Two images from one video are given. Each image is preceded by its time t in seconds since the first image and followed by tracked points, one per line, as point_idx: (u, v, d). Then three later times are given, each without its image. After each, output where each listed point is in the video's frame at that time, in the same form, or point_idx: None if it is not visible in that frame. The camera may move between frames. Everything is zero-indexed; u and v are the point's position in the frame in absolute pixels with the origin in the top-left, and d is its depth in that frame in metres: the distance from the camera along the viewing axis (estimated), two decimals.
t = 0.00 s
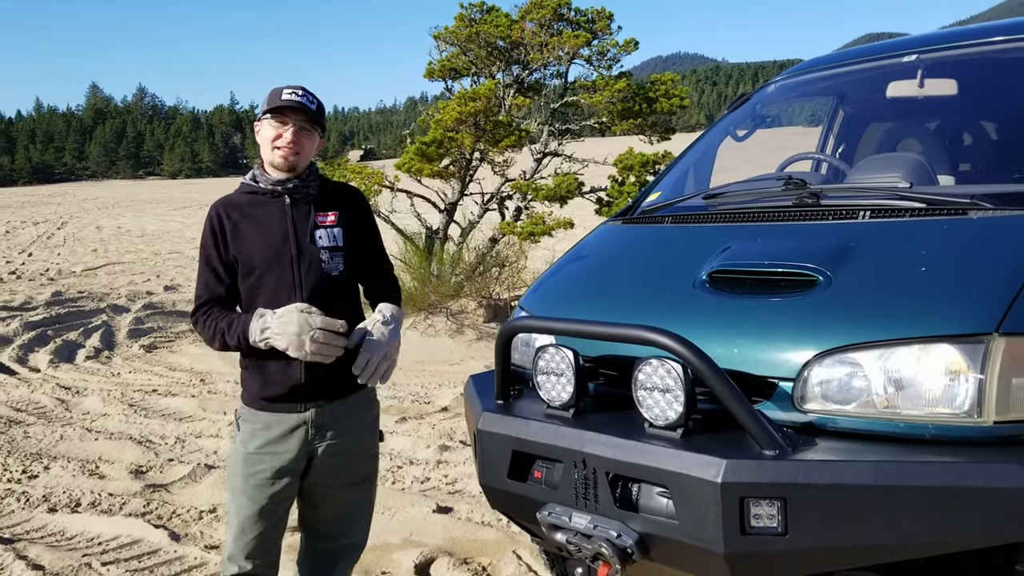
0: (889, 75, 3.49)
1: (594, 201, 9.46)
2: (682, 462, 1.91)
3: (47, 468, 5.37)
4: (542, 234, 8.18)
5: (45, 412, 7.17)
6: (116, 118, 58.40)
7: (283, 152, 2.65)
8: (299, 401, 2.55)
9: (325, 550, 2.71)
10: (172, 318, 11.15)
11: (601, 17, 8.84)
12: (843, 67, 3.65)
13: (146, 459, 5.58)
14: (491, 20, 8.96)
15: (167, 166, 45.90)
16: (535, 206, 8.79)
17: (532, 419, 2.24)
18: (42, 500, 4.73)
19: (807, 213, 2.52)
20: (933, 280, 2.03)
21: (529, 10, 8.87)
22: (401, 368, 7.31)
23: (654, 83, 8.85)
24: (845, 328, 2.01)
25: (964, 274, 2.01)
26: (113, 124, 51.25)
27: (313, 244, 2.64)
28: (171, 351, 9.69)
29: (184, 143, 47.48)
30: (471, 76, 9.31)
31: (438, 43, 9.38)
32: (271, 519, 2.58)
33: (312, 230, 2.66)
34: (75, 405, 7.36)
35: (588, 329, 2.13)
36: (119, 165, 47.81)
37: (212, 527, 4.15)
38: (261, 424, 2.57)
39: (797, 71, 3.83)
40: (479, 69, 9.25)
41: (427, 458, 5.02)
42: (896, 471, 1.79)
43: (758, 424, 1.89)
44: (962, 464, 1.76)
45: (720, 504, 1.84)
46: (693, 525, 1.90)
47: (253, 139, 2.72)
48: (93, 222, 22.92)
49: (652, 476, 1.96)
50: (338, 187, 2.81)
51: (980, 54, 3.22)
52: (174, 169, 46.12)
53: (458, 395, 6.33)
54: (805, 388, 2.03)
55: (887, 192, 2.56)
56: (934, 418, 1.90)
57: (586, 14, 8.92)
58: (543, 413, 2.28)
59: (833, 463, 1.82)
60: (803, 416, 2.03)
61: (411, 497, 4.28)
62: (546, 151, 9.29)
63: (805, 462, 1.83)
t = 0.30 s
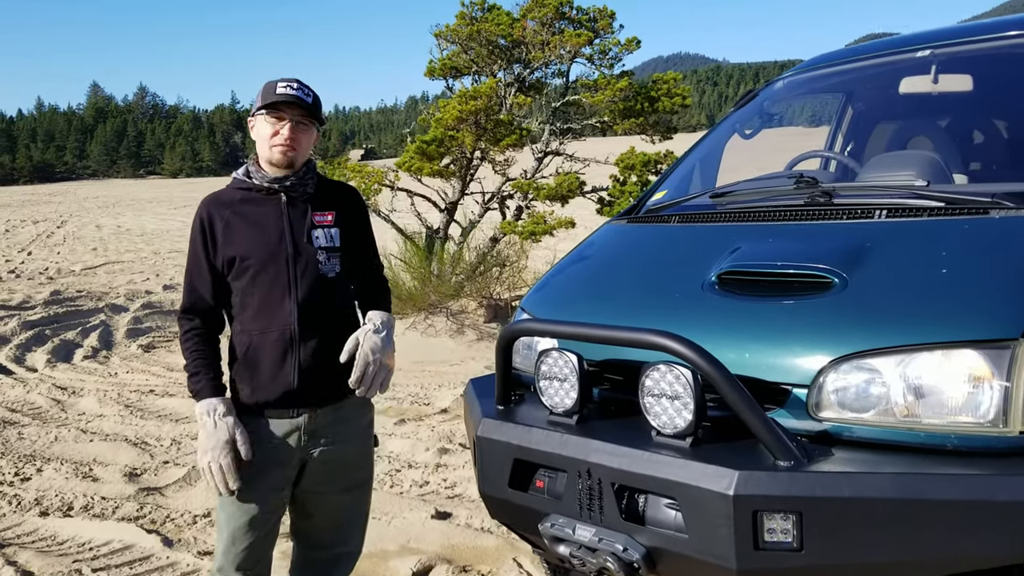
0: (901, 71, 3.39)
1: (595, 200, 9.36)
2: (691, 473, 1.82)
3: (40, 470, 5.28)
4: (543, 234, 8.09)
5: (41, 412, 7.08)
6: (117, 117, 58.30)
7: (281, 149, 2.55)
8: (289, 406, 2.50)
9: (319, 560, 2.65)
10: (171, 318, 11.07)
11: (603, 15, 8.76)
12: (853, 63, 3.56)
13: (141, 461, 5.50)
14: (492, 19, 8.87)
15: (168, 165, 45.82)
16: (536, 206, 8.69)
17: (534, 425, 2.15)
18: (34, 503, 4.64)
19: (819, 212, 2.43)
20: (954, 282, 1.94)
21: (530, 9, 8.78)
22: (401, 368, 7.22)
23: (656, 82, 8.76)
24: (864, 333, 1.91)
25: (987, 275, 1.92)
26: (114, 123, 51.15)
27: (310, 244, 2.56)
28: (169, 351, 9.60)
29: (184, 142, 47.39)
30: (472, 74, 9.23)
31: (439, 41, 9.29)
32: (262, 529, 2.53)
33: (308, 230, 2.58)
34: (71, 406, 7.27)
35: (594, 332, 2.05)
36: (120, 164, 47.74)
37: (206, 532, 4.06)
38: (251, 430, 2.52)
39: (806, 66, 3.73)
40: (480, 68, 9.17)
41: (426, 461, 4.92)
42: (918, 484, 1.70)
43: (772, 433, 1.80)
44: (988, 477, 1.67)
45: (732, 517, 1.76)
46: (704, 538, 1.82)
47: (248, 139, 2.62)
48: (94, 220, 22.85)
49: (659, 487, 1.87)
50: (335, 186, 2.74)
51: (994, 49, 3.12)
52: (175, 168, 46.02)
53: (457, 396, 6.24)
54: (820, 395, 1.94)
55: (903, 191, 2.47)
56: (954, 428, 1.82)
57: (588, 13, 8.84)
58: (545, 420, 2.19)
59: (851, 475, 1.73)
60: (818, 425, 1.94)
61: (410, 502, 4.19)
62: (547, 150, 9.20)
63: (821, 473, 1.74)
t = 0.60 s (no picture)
0: (914, 67, 3.33)
1: (598, 199, 9.29)
2: (705, 481, 1.77)
3: (38, 471, 5.22)
4: (546, 233, 8.02)
5: (40, 412, 7.02)
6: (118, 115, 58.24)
7: (298, 154, 2.52)
8: (283, 409, 2.45)
9: (318, 566, 2.59)
10: (171, 317, 11.01)
11: (606, 13, 8.69)
12: (865, 59, 3.49)
13: (140, 462, 5.44)
14: (494, 16, 8.79)
15: (170, 164, 45.78)
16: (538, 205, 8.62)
17: (540, 430, 2.09)
18: (31, 505, 4.58)
19: (834, 211, 2.37)
20: (977, 282, 1.87)
21: (533, 7, 8.72)
22: (403, 368, 7.15)
23: (659, 80, 8.69)
24: (884, 336, 1.85)
25: (1011, 276, 1.85)
26: (116, 121, 51.08)
27: (307, 245, 2.50)
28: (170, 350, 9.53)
29: (186, 141, 47.33)
30: (474, 73, 9.17)
31: (441, 39, 9.22)
32: (258, 534, 2.49)
33: (307, 229, 2.51)
34: (71, 406, 7.21)
35: (600, 335, 1.98)
36: (121, 163, 47.68)
37: (206, 535, 4.01)
38: (246, 433, 2.48)
39: (817, 62, 3.66)
40: (482, 66, 9.10)
41: (428, 463, 4.86)
42: (942, 493, 1.64)
43: (788, 440, 1.74)
44: (1015, 486, 1.61)
45: (747, 527, 1.71)
46: (717, 548, 1.77)
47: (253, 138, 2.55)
48: (95, 219, 22.78)
49: (670, 495, 1.82)
50: (337, 184, 2.66)
51: (1010, 45, 3.05)
52: (177, 167, 45.98)
53: (459, 396, 6.17)
54: (837, 400, 1.88)
55: (919, 190, 2.41)
56: (977, 435, 1.76)
57: (591, 11, 8.77)
58: (552, 425, 2.13)
59: (871, 484, 1.68)
60: (836, 431, 1.88)
61: (411, 505, 4.13)
62: (549, 149, 9.13)
63: (841, 482, 1.69)
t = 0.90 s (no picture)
0: (932, 63, 3.26)
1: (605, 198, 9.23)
2: (723, 489, 1.72)
3: (43, 472, 5.19)
4: (552, 232, 7.96)
5: (46, 412, 6.99)
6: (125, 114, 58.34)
7: (299, 147, 2.47)
8: (287, 411, 2.41)
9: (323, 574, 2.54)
10: (178, 316, 10.99)
11: (613, 11, 8.63)
12: (880, 56, 3.43)
13: (146, 463, 5.40)
14: (501, 15, 8.73)
15: (176, 163, 45.84)
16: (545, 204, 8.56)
17: (553, 435, 2.05)
18: (36, 506, 4.55)
19: (855, 210, 2.31)
20: (1005, 284, 1.82)
21: (539, 5, 8.65)
22: (409, 367, 7.11)
23: (667, 79, 8.62)
24: (909, 339, 1.79)
25: None
26: (123, 121, 51.16)
27: (315, 245, 2.46)
28: (176, 349, 9.51)
29: (193, 140, 47.37)
30: (480, 71, 9.12)
31: (447, 37, 9.17)
32: (261, 539, 2.45)
33: (315, 229, 2.47)
34: (77, 406, 7.18)
35: (611, 338, 1.93)
36: (128, 162, 47.75)
37: (212, 538, 3.97)
38: (249, 436, 2.44)
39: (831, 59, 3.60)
40: (488, 65, 9.06)
41: (436, 464, 4.81)
42: (971, 502, 1.58)
43: (809, 446, 1.69)
44: None
45: (769, 537, 1.66)
46: (737, 558, 1.72)
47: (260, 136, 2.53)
48: (101, 218, 22.78)
49: (687, 503, 1.77)
50: (351, 183, 2.60)
51: None
52: (183, 166, 46.02)
53: (466, 396, 6.12)
54: (860, 405, 1.82)
55: (941, 189, 2.35)
56: (1007, 442, 1.69)
57: (598, 9, 8.72)
58: (565, 429, 2.08)
59: (898, 492, 1.63)
60: (858, 437, 1.83)
61: (419, 507, 4.09)
62: (556, 147, 9.07)
63: (865, 491, 1.63)
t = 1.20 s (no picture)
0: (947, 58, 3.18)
1: (611, 196, 9.16)
2: (738, 495, 1.67)
3: (46, 472, 5.16)
4: (558, 231, 7.90)
5: (49, 411, 6.97)
6: (132, 112, 58.43)
7: (297, 138, 2.43)
8: (290, 413, 2.36)
9: None
10: (183, 314, 10.95)
11: (619, 9, 8.55)
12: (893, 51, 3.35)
13: (150, 462, 5.36)
14: (506, 12, 8.67)
15: (183, 161, 45.89)
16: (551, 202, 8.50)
17: (562, 438, 1.99)
18: (38, 507, 4.51)
19: (874, 208, 2.25)
20: None
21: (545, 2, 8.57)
22: (414, 366, 7.06)
23: (674, 76, 8.55)
24: (930, 341, 1.73)
25: None
26: (129, 119, 51.20)
27: (325, 242, 2.40)
28: (181, 347, 9.47)
29: (199, 138, 47.38)
30: (486, 69, 9.07)
31: (453, 35, 9.11)
32: (263, 542, 2.41)
33: (326, 226, 2.42)
34: (80, 404, 7.15)
35: (624, 337, 1.87)
36: (134, 161, 47.81)
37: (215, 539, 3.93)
38: (251, 438, 2.40)
39: (844, 54, 3.52)
40: (494, 63, 9.01)
41: (441, 464, 4.76)
42: (997, 510, 1.53)
43: (829, 453, 1.64)
44: None
45: (787, 546, 1.60)
46: (753, 566, 1.67)
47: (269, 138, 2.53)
48: (107, 217, 22.79)
49: (701, 509, 1.72)
50: (366, 180, 2.54)
51: None
52: (189, 165, 46.04)
53: (472, 396, 6.06)
54: (880, 409, 1.76)
55: (960, 186, 2.29)
56: None
57: (604, 7, 8.64)
58: (574, 432, 2.02)
59: (919, 499, 1.57)
60: (878, 442, 1.77)
61: (424, 509, 4.04)
62: (562, 146, 9.01)
63: (887, 499, 1.58)
